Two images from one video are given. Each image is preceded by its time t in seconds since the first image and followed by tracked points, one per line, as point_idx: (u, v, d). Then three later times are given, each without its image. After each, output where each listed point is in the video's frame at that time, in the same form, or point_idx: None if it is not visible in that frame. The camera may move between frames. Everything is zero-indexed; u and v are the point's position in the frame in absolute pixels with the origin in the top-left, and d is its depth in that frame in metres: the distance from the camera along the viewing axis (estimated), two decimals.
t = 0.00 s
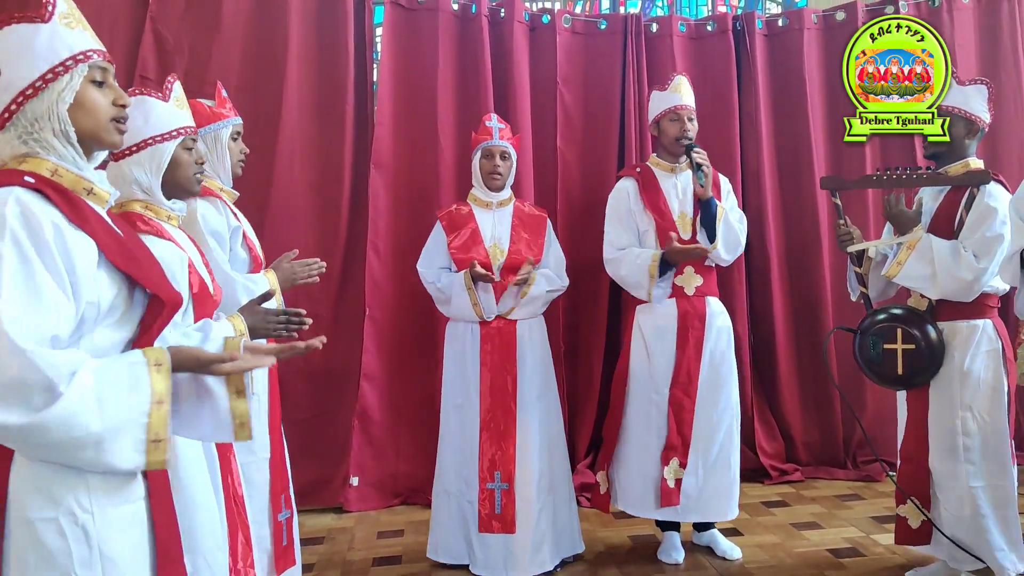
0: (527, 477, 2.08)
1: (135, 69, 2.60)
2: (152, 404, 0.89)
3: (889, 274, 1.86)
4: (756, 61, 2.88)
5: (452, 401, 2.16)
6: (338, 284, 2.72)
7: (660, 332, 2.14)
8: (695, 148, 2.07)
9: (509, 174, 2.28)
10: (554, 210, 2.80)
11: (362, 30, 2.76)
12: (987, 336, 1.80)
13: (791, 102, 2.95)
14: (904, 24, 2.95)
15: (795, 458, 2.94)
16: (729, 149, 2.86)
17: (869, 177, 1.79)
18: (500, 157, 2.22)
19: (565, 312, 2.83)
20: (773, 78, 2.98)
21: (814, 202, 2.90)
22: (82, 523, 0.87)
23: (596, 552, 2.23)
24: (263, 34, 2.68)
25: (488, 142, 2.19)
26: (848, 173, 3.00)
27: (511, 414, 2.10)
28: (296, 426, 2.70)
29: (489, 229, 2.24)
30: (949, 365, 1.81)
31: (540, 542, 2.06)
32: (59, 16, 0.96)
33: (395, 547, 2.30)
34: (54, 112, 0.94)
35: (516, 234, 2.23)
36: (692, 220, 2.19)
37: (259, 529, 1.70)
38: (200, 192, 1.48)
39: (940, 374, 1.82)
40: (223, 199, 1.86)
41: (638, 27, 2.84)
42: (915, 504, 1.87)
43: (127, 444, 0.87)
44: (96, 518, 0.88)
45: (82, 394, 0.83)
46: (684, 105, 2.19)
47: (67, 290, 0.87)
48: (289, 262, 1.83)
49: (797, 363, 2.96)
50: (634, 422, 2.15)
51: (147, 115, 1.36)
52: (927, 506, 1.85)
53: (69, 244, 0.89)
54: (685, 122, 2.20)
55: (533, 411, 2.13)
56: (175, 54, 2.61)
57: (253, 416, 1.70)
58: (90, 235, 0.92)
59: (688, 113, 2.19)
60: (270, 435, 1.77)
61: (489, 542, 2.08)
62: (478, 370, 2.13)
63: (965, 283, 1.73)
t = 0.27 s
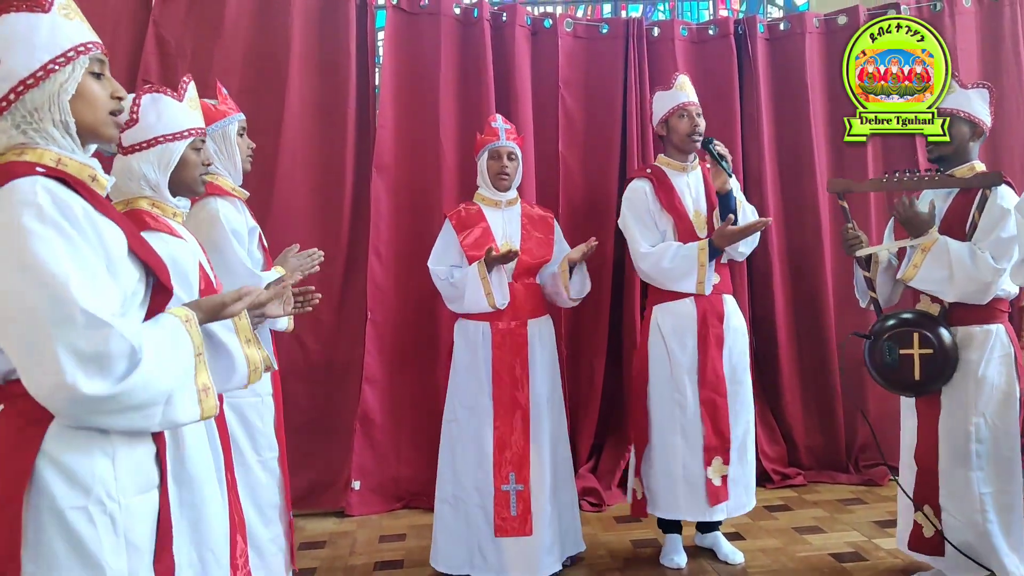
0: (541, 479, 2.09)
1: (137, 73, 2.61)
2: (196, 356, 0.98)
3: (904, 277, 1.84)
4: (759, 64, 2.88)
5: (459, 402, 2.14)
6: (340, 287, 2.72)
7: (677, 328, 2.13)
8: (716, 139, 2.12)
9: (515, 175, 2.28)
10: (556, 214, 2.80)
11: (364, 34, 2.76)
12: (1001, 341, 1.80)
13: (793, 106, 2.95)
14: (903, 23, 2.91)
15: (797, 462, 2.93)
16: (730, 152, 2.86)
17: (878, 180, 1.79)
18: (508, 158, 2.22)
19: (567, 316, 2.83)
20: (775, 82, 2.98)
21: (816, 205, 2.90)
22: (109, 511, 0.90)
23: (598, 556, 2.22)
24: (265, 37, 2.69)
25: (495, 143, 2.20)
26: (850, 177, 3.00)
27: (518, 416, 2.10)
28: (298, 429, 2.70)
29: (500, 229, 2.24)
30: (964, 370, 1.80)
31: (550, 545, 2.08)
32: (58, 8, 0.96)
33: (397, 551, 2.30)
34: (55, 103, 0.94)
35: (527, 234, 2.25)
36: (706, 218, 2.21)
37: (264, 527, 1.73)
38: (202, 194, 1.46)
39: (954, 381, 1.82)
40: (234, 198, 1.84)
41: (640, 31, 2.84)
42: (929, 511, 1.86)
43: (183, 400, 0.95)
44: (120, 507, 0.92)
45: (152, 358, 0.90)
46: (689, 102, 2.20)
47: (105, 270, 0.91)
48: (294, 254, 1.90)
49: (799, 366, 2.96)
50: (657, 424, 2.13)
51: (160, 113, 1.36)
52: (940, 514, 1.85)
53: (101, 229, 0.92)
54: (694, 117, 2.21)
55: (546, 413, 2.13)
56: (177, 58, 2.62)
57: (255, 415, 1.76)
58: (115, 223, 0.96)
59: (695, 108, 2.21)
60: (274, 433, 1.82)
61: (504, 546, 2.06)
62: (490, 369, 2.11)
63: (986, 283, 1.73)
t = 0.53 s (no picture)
0: (548, 484, 2.09)
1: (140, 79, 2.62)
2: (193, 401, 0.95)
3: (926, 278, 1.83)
4: (760, 70, 2.88)
5: (467, 408, 2.15)
6: (343, 292, 2.72)
7: (683, 336, 2.14)
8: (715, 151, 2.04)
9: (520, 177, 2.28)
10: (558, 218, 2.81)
11: (367, 40, 2.77)
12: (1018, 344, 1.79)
13: (794, 111, 2.96)
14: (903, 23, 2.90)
15: (800, 468, 2.93)
16: (732, 157, 2.86)
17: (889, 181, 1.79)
18: (511, 160, 2.22)
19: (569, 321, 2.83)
20: (776, 87, 2.99)
21: (818, 211, 2.90)
22: (120, 513, 0.90)
23: (602, 562, 2.22)
24: (269, 43, 2.70)
25: (498, 147, 2.21)
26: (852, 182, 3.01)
27: (530, 421, 2.10)
28: (300, 434, 2.71)
29: (506, 233, 2.24)
30: (985, 375, 1.80)
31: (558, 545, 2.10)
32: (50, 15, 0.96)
33: (398, 557, 2.30)
34: (67, 112, 0.95)
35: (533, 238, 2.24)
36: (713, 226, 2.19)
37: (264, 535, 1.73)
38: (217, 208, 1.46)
39: (974, 386, 1.81)
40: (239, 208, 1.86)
41: (642, 36, 2.84)
42: (941, 524, 1.86)
43: (167, 440, 0.92)
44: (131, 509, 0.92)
45: (141, 391, 0.88)
46: (695, 113, 2.21)
47: (118, 283, 0.91)
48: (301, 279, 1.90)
49: (802, 372, 2.96)
50: (668, 432, 2.13)
51: (180, 126, 1.36)
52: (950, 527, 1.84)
53: (118, 238, 0.93)
54: (699, 128, 2.21)
55: (552, 420, 2.13)
56: (180, 64, 2.63)
57: (257, 422, 1.76)
58: (131, 229, 0.97)
59: (700, 120, 2.21)
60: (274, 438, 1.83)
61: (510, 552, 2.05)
62: (496, 375, 2.12)
63: (1008, 282, 1.71)
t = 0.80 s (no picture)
0: (547, 493, 2.08)
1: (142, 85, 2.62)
2: (155, 435, 0.88)
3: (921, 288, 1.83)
4: (761, 76, 2.89)
5: (467, 416, 2.17)
6: (345, 299, 2.72)
7: (676, 345, 2.14)
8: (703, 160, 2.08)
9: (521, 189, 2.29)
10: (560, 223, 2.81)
11: (369, 46, 2.78)
12: (1019, 353, 1.75)
13: (796, 116, 2.96)
14: (905, 24, 2.94)
15: (802, 473, 2.93)
16: (734, 163, 2.86)
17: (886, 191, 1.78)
18: (510, 171, 2.24)
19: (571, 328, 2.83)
20: (778, 93, 2.99)
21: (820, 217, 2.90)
22: (113, 531, 0.90)
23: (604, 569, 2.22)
24: (271, 49, 2.70)
25: (498, 157, 2.22)
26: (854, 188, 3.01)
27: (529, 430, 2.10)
28: (302, 440, 2.71)
29: (503, 241, 2.24)
30: (984, 384, 1.76)
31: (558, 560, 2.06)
32: (58, 41, 0.97)
33: (400, 563, 2.29)
34: (64, 137, 0.96)
35: (532, 245, 2.23)
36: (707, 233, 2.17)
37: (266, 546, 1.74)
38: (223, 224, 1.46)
39: (974, 395, 1.78)
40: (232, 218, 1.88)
41: (644, 42, 2.85)
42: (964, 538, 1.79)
43: (133, 473, 0.87)
44: (125, 527, 0.92)
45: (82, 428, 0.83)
46: (696, 120, 2.20)
47: (88, 315, 0.89)
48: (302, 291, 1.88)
49: (804, 378, 2.96)
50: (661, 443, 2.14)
51: (195, 142, 1.39)
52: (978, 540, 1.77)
53: (93, 271, 0.91)
54: (697, 135, 2.20)
55: (552, 426, 2.12)
56: (183, 70, 2.62)
57: (254, 429, 1.75)
58: (111, 258, 0.94)
59: (700, 126, 2.19)
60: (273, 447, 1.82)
61: (508, 560, 2.06)
62: (494, 384, 2.12)
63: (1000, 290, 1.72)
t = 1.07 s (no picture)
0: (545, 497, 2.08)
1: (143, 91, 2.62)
2: (74, 417, 0.83)
3: (897, 290, 1.85)
4: (761, 80, 2.89)
5: (464, 418, 2.17)
6: (345, 303, 2.72)
7: (661, 347, 2.15)
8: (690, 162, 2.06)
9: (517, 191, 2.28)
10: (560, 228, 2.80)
11: (369, 52, 2.78)
12: (1000, 353, 1.78)
13: (796, 121, 2.96)
14: (904, 24, 2.95)
15: (804, 478, 2.92)
16: (734, 167, 2.86)
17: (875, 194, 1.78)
18: (507, 174, 2.23)
19: (570, 332, 2.82)
20: (778, 98, 2.99)
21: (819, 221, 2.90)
22: (97, 529, 0.94)
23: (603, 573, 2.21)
24: (271, 57, 2.71)
25: (494, 159, 2.23)
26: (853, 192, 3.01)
27: (523, 435, 2.09)
28: (302, 445, 2.70)
29: (498, 244, 2.24)
30: (963, 383, 1.80)
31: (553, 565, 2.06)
32: (51, 38, 1.01)
33: (400, 568, 2.29)
34: (55, 132, 1.00)
35: (526, 246, 2.23)
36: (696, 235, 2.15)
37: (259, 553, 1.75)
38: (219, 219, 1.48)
39: (953, 393, 1.81)
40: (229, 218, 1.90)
41: (644, 47, 2.85)
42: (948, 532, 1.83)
43: (61, 454, 0.84)
44: (109, 525, 0.95)
45: None
46: (689, 120, 2.20)
47: (58, 304, 0.90)
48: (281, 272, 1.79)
49: (804, 382, 2.96)
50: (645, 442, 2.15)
51: (188, 136, 1.40)
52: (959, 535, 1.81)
53: (72, 261, 0.93)
54: (690, 135, 2.20)
55: (548, 428, 2.11)
56: (183, 75, 2.62)
57: (243, 437, 1.76)
58: (96, 248, 0.98)
59: (693, 126, 2.20)
60: (267, 455, 1.83)
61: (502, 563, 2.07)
62: (490, 389, 2.13)
63: (977, 296, 1.75)
